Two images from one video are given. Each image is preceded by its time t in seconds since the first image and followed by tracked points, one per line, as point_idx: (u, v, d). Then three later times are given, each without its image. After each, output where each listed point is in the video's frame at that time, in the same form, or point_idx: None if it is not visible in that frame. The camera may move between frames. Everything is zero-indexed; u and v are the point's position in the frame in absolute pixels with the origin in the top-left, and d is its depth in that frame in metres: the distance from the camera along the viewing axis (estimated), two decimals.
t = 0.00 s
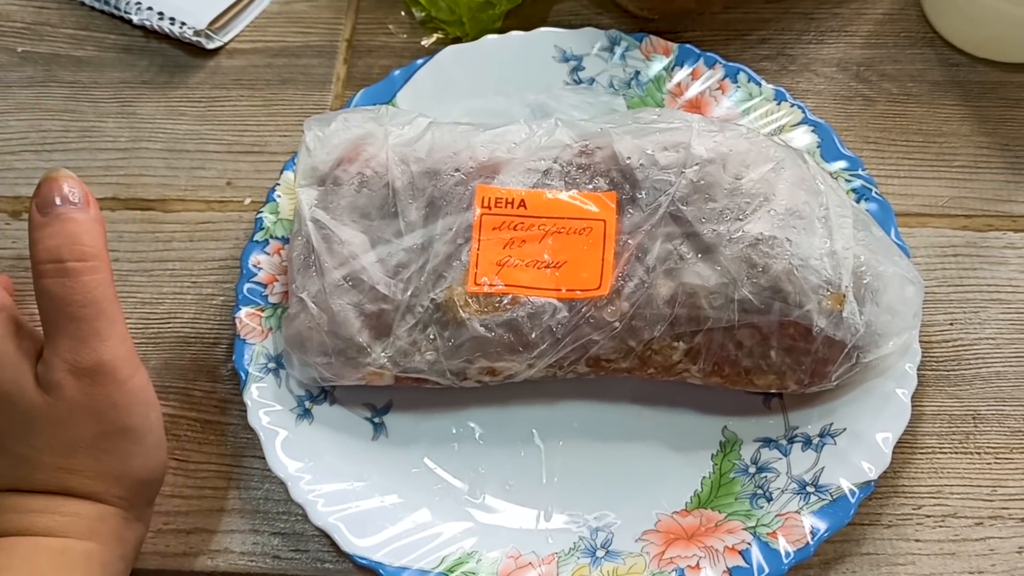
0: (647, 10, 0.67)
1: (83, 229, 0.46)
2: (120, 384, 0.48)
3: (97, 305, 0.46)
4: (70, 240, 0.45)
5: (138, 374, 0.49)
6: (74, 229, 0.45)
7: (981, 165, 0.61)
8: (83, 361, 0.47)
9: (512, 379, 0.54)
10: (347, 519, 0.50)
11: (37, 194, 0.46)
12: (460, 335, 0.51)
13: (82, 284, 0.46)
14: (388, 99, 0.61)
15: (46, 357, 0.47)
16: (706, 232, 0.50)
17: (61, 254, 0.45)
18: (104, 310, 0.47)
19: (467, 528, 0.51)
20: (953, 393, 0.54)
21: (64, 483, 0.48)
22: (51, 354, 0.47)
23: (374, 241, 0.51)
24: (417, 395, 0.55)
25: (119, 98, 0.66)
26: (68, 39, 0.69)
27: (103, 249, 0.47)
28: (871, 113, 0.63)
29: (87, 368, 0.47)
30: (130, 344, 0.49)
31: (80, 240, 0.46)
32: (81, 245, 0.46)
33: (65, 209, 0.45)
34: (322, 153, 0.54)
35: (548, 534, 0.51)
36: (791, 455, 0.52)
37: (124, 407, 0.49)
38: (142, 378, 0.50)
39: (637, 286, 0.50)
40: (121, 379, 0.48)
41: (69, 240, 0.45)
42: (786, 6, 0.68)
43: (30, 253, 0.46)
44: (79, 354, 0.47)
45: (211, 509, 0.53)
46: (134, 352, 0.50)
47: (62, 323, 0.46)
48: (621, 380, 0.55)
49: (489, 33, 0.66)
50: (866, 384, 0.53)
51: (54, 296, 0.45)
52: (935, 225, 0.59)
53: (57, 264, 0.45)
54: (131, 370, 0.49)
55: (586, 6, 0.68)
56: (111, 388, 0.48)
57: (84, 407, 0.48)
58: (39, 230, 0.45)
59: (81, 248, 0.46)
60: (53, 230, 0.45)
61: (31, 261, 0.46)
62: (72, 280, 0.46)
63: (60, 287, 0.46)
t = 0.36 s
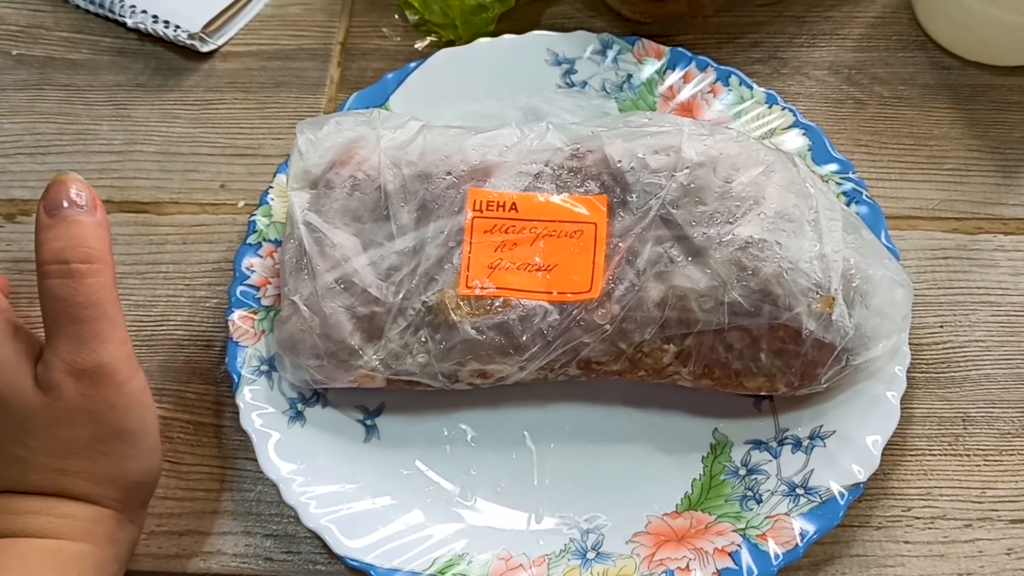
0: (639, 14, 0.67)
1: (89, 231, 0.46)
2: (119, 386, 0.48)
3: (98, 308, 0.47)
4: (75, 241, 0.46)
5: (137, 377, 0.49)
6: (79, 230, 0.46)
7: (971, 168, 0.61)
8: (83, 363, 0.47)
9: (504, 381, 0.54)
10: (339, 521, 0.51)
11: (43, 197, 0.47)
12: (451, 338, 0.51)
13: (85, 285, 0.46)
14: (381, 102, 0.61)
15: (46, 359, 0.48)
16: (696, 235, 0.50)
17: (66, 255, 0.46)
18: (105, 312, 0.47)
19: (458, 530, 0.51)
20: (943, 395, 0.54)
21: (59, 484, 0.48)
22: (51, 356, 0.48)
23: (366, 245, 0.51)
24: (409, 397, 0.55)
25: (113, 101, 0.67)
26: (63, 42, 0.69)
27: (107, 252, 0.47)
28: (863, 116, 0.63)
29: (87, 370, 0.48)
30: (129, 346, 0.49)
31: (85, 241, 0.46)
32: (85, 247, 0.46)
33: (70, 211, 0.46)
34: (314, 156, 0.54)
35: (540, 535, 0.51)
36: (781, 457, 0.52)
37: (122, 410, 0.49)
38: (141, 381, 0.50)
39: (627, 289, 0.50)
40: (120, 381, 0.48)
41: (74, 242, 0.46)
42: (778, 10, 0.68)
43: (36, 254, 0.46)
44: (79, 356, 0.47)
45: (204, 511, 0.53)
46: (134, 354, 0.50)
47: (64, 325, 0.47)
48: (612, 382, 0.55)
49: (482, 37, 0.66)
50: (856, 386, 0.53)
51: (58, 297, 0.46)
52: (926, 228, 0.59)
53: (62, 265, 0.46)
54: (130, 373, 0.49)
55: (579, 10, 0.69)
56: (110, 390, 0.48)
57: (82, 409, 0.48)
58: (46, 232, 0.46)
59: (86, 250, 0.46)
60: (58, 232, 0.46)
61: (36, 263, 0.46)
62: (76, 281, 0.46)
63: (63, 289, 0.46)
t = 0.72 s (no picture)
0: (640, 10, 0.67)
1: (85, 227, 0.45)
2: (119, 383, 0.48)
3: (96, 305, 0.46)
4: (72, 238, 0.45)
5: (136, 374, 0.49)
6: (76, 226, 0.45)
7: (972, 164, 0.62)
8: (82, 360, 0.47)
9: (505, 376, 0.54)
10: (341, 515, 0.51)
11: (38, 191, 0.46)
12: (453, 332, 0.51)
13: (82, 282, 0.45)
14: (382, 98, 0.61)
15: (44, 355, 0.47)
16: (697, 230, 0.50)
17: (62, 252, 0.45)
18: (103, 309, 0.46)
19: (459, 524, 0.51)
20: (943, 390, 0.54)
21: (60, 480, 0.48)
22: (49, 352, 0.47)
23: (367, 240, 0.52)
24: (410, 392, 0.56)
25: (115, 97, 0.67)
26: (64, 38, 0.69)
27: (104, 248, 0.46)
28: (863, 112, 0.64)
29: (86, 367, 0.47)
30: (128, 343, 0.49)
31: (82, 237, 0.45)
32: (82, 243, 0.45)
33: (67, 207, 0.45)
34: (315, 151, 0.54)
35: (541, 530, 0.51)
36: (781, 452, 0.52)
37: (123, 407, 0.49)
38: (141, 377, 0.50)
39: (628, 284, 0.51)
40: (121, 378, 0.48)
41: (71, 238, 0.45)
42: (778, 6, 0.68)
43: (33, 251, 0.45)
44: (78, 353, 0.47)
45: (206, 505, 0.53)
46: (133, 351, 0.49)
47: (62, 322, 0.46)
48: (613, 377, 0.55)
49: (483, 33, 0.67)
50: (856, 381, 0.53)
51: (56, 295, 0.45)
52: (926, 224, 0.60)
53: (59, 262, 0.45)
54: (130, 369, 0.49)
55: (580, 6, 0.69)
56: (110, 387, 0.48)
57: (81, 406, 0.48)
58: (42, 228, 0.45)
59: (83, 247, 0.45)
60: (55, 228, 0.45)
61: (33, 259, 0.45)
62: (73, 278, 0.45)
63: (60, 287, 0.45)
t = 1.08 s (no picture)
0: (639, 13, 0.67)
1: (71, 235, 0.44)
2: (112, 389, 0.48)
3: (85, 313, 0.45)
4: (56, 246, 0.44)
5: (129, 378, 0.49)
6: (61, 234, 0.43)
7: (970, 166, 0.62)
8: (73, 367, 0.46)
9: (503, 379, 0.54)
10: (339, 518, 0.51)
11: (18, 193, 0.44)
12: (451, 335, 0.51)
13: (68, 291, 0.44)
14: (381, 100, 0.61)
15: (35, 361, 0.47)
16: (695, 233, 0.50)
17: (48, 261, 0.44)
18: (91, 317, 0.46)
19: (458, 527, 0.51)
20: (942, 393, 0.54)
21: (58, 485, 0.48)
22: (40, 358, 0.46)
23: (366, 242, 0.52)
24: (408, 395, 0.56)
25: (114, 100, 0.67)
26: (63, 41, 0.69)
27: (90, 254, 0.45)
28: (862, 114, 0.64)
29: (77, 374, 0.47)
30: (119, 348, 0.48)
31: (67, 245, 0.44)
32: (68, 252, 0.44)
33: (50, 214, 0.43)
34: (314, 154, 0.54)
35: (539, 533, 0.51)
36: (780, 455, 0.52)
37: (117, 412, 0.49)
38: (133, 382, 0.49)
39: (627, 286, 0.51)
40: (113, 384, 0.48)
41: (55, 246, 0.44)
42: (777, 9, 0.68)
43: (18, 258, 0.44)
44: (68, 360, 0.46)
45: (205, 508, 0.53)
46: (125, 355, 0.49)
47: (49, 329, 0.45)
48: (611, 379, 0.55)
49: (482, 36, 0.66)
50: (855, 384, 0.53)
51: (43, 305, 0.44)
52: (925, 226, 0.60)
53: (44, 272, 0.44)
54: (122, 374, 0.49)
55: (579, 8, 0.69)
56: (102, 393, 0.48)
57: (74, 412, 0.47)
58: (26, 235, 0.43)
59: (69, 255, 0.44)
60: (38, 235, 0.43)
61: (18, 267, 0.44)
62: (59, 288, 0.44)
63: (46, 296, 0.44)
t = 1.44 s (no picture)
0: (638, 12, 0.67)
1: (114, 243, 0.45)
2: (144, 399, 0.48)
3: (126, 321, 0.46)
4: (99, 254, 0.44)
5: (162, 389, 0.49)
6: (104, 241, 0.44)
7: (970, 166, 0.62)
8: (110, 374, 0.47)
9: (503, 379, 0.54)
10: (338, 518, 0.51)
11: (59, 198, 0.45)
12: (451, 335, 0.51)
13: (108, 298, 0.45)
14: (381, 100, 0.61)
15: (71, 364, 0.47)
16: (695, 233, 0.50)
17: (76, 267, 0.44)
18: (129, 325, 0.46)
19: (457, 527, 0.51)
20: (941, 393, 0.54)
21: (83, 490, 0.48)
22: (76, 363, 0.47)
23: (365, 242, 0.52)
24: (407, 394, 0.55)
25: (113, 99, 0.67)
26: (62, 40, 0.69)
27: (132, 262, 0.46)
28: (861, 114, 0.64)
29: (112, 381, 0.47)
30: (153, 356, 0.49)
31: (109, 254, 0.45)
32: (111, 260, 0.45)
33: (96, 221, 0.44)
34: (313, 153, 0.54)
35: (539, 532, 0.51)
36: (780, 455, 0.52)
37: (149, 422, 0.49)
38: (165, 393, 0.49)
39: (626, 286, 0.51)
40: (148, 394, 0.48)
41: (99, 252, 0.44)
42: (776, 8, 0.68)
43: (58, 263, 0.45)
44: (102, 366, 0.46)
45: (204, 507, 0.53)
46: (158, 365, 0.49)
47: (85, 334, 0.46)
48: (611, 379, 0.55)
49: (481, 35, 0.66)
50: (854, 383, 0.53)
51: (84, 311, 0.45)
52: (924, 226, 0.60)
53: (88, 278, 0.44)
54: (155, 384, 0.49)
55: (578, 8, 0.69)
56: (135, 402, 0.48)
57: (105, 419, 0.47)
58: (67, 240, 0.44)
59: (112, 263, 0.45)
60: (81, 241, 0.44)
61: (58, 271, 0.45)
62: (102, 295, 0.45)
63: (87, 302, 0.45)
